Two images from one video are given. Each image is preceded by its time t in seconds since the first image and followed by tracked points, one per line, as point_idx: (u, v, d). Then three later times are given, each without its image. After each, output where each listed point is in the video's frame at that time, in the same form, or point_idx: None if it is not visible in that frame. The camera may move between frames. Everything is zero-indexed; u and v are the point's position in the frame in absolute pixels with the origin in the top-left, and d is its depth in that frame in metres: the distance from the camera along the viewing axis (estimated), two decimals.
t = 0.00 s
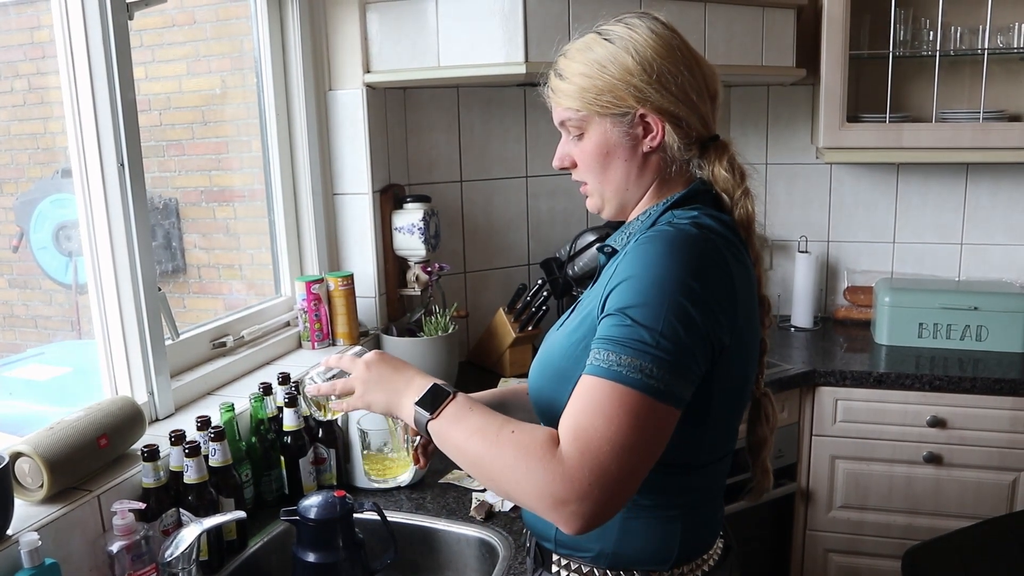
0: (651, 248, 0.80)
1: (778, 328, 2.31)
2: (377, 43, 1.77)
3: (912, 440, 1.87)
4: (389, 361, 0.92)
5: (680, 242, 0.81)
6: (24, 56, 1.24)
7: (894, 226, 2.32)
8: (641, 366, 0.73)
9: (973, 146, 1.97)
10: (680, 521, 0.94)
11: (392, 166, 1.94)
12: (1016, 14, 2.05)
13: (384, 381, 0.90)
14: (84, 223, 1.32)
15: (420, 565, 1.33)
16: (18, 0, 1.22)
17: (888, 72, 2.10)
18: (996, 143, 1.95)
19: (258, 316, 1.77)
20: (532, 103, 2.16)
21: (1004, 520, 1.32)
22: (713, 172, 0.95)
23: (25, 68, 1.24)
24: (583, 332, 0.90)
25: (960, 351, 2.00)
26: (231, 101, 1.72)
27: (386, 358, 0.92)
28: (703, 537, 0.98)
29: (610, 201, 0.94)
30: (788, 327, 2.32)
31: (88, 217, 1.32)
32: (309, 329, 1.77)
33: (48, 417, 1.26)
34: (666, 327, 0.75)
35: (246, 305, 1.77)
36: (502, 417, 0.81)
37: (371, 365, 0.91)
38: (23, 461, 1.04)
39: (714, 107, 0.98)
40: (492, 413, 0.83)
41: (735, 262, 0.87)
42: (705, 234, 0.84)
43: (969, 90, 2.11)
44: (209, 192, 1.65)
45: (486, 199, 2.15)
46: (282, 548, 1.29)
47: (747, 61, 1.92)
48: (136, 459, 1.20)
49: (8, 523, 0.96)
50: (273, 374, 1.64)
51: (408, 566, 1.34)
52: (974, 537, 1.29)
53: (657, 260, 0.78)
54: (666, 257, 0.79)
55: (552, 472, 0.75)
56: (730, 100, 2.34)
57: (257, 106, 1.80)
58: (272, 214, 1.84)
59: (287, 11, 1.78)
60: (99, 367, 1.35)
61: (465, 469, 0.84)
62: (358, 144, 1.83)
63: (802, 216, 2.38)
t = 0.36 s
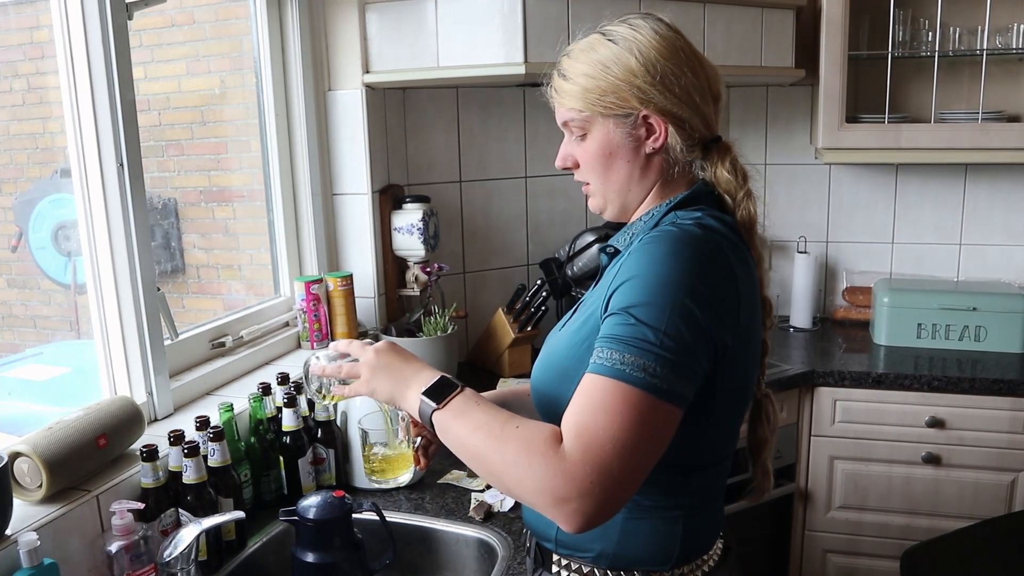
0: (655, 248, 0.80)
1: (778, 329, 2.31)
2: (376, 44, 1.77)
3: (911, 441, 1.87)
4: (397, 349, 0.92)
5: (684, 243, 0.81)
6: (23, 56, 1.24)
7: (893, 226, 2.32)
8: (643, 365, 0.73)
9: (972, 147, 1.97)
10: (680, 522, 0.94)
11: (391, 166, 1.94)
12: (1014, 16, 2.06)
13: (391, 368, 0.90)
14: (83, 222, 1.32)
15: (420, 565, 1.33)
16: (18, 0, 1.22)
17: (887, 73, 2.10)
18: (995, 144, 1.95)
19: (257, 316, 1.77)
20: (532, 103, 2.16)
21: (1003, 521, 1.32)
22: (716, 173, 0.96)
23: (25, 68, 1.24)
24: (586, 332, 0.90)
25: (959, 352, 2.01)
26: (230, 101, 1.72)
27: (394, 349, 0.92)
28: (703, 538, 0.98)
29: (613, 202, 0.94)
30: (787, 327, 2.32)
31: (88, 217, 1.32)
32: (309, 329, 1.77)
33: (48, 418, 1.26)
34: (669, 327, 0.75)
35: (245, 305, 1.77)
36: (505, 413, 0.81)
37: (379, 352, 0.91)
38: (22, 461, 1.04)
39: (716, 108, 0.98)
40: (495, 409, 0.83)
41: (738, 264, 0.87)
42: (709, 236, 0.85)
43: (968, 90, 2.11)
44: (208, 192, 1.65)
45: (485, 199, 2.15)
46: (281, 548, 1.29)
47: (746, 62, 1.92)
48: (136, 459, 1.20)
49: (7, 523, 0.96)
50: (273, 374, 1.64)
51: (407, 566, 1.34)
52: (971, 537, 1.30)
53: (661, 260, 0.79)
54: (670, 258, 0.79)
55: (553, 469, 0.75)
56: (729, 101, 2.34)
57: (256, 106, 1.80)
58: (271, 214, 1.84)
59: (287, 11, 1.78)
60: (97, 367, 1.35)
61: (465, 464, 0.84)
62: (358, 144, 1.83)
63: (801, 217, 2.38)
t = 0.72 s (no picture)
0: (658, 246, 0.80)
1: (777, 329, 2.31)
2: (376, 44, 1.77)
3: (911, 441, 1.87)
4: (405, 343, 0.92)
5: (688, 242, 0.81)
6: (23, 56, 1.24)
7: (893, 227, 2.32)
8: (644, 362, 0.73)
9: (972, 147, 1.97)
10: (680, 522, 0.94)
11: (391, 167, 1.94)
12: (1014, 16, 2.06)
13: (398, 358, 0.90)
14: (82, 223, 1.32)
15: (419, 566, 1.33)
16: (18, 0, 1.21)
17: (887, 74, 2.10)
18: (995, 144, 1.95)
19: (257, 316, 1.77)
20: (531, 104, 2.16)
21: (1003, 522, 1.32)
22: (719, 173, 0.96)
23: (24, 69, 1.24)
24: (588, 330, 0.90)
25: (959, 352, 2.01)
26: (229, 101, 1.72)
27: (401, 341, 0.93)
28: (703, 538, 0.98)
29: (616, 202, 0.94)
30: (787, 328, 2.32)
31: (88, 217, 1.31)
32: (308, 330, 1.77)
33: (48, 418, 1.27)
34: (671, 325, 0.75)
35: (244, 306, 1.77)
36: (507, 408, 0.81)
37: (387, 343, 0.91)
38: (21, 461, 1.04)
39: (720, 109, 0.98)
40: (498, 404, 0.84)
41: (740, 265, 0.87)
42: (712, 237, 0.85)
43: (968, 91, 2.11)
44: (208, 192, 1.65)
45: (485, 200, 2.15)
46: (281, 549, 1.29)
47: (746, 62, 1.92)
48: (135, 459, 1.20)
49: (6, 523, 0.96)
50: (272, 374, 1.64)
51: (407, 567, 1.34)
52: (971, 538, 1.30)
53: (664, 258, 0.79)
54: (673, 256, 0.79)
55: (552, 464, 0.75)
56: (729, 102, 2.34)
57: (256, 106, 1.80)
58: (271, 215, 1.84)
59: (286, 12, 1.78)
60: (97, 367, 1.35)
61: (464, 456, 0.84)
62: (358, 144, 1.83)
63: (801, 217, 2.38)
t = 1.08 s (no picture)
0: (659, 243, 0.80)
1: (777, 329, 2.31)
2: (376, 44, 1.77)
3: (910, 441, 1.87)
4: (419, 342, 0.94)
5: (689, 240, 0.81)
6: (23, 56, 1.24)
7: (893, 227, 2.32)
8: (641, 355, 0.73)
9: (972, 148, 1.97)
10: (679, 522, 0.94)
11: (391, 167, 1.94)
12: (1014, 16, 2.06)
13: (412, 350, 0.92)
14: (82, 223, 1.32)
15: (419, 566, 1.33)
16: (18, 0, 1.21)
17: (887, 74, 2.10)
18: (995, 144, 1.95)
19: (257, 316, 1.77)
20: (532, 104, 2.16)
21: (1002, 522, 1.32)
22: (721, 174, 0.96)
23: (24, 68, 1.24)
24: (589, 328, 0.90)
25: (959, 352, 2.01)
26: (229, 102, 1.72)
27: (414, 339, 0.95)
28: (703, 539, 0.98)
29: (617, 202, 0.94)
30: (787, 328, 2.32)
31: (88, 217, 1.31)
32: (309, 330, 1.77)
33: (48, 418, 1.27)
34: (670, 320, 0.75)
35: (244, 306, 1.77)
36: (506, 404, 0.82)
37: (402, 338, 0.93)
38: (22, 462, 1.04)
39: (722, 109, 0.98)
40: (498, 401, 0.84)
41: (741, 267, 0.87)
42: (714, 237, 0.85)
43: (968, 92, 2.12)
44: (208, 192, 1.65)
45: (485, 200, 2.15)
46: (281, 549, 1.29)
47: (745, 62, 1.92)
48: (135, 459, 1.20)
49: (6, 523, 0.96)
50: (273, 374, 1.64)
51: (407, 567, 1.34)
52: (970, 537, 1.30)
53: (665, 254, 0.79)
54: (674, 253, 0.79)
55: (547, 455, 0.75)
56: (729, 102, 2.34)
57: (256, 106, 1.80)
58: (271, 215, 1.84)
59: (286, 11, 1.78)
60: (97, 367, 1.35)
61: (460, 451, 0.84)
62: (358, 144, 1.83)
63: (801, 217, 2.38)
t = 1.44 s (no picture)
0: (656, 251, 0.80)
1: (778, 330, 2.31)
2: (378, 45, 1.77)
3: (911, 442, 1.87)
4: (414, 372, 0.89)
5: (686, 247, 0.80)
6: (25, 57, 1.24)
7: (894, 228, 2.32)
8: (650, 372, 0.73)
9: (973, 148, 1.97)
10: (680, 524, 0.94)
11: (392, 167, 1.95)
12: (1016, 16, 2.06)
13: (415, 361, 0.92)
14: (84, 223, 1.32)
15: (420, 567, 1.33)
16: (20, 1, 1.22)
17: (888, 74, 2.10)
18: (996, 144, 1.95)
19: (258, 317, 1.77)
20: (533, 105, 2.16)
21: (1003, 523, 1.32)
22: (721, 176, 0.96)
23: (27, 69, 1.25)
24: (586, 332, 0.89)
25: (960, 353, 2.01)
26: (231, 102, 1.72)
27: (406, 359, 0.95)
28: (703, 540, 0.98)
29: (616, 202, 0.94)
30: (788, 329, 2.32)
31: (89, 217, 1.32)
32: (309, 330, 1.77)
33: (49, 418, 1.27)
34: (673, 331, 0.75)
35: (246, 307, 1.77)
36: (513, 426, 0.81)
37: (397, 374, 0.88)
38: (23, 462, 1.04)
39: (723, 111, 0.98)
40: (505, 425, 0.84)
41: (739, 265, 0.87)
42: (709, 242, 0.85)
43: (969, 92, 2.11)
44: (209, 193, 1.66)
45: (486, 201, 2.15)
46: (282, 550, 1.29)
47: (746, 62, 1.92)
48: (137, 460, 1.21)
49: (8, 524, 0.96)
50: (273, 375, 1.64)
51: (408, 567, 1.34)
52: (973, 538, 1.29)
53: (662, 264, 0.79)
54: (671, 263, 0.79)
55: (565, 482, 0.75)
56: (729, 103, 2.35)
57: (258, 107, 1.80)
58: (273, 216, 1.84)
59: (288, 12, 1.78)
60: (99, 367, 1.35)
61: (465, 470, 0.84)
62: (359, 145, 1.83)
63: (802, 218, 2.38)
